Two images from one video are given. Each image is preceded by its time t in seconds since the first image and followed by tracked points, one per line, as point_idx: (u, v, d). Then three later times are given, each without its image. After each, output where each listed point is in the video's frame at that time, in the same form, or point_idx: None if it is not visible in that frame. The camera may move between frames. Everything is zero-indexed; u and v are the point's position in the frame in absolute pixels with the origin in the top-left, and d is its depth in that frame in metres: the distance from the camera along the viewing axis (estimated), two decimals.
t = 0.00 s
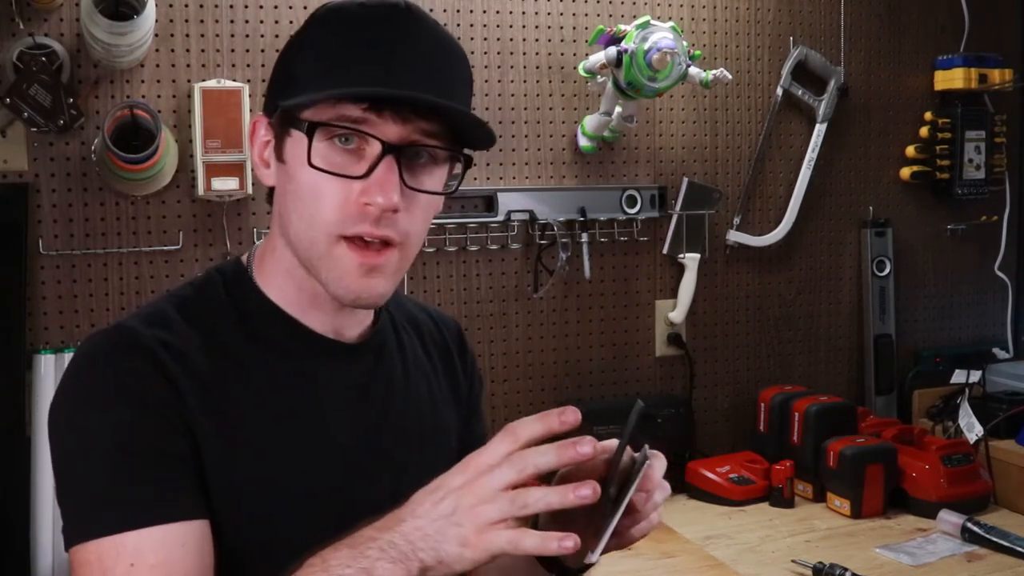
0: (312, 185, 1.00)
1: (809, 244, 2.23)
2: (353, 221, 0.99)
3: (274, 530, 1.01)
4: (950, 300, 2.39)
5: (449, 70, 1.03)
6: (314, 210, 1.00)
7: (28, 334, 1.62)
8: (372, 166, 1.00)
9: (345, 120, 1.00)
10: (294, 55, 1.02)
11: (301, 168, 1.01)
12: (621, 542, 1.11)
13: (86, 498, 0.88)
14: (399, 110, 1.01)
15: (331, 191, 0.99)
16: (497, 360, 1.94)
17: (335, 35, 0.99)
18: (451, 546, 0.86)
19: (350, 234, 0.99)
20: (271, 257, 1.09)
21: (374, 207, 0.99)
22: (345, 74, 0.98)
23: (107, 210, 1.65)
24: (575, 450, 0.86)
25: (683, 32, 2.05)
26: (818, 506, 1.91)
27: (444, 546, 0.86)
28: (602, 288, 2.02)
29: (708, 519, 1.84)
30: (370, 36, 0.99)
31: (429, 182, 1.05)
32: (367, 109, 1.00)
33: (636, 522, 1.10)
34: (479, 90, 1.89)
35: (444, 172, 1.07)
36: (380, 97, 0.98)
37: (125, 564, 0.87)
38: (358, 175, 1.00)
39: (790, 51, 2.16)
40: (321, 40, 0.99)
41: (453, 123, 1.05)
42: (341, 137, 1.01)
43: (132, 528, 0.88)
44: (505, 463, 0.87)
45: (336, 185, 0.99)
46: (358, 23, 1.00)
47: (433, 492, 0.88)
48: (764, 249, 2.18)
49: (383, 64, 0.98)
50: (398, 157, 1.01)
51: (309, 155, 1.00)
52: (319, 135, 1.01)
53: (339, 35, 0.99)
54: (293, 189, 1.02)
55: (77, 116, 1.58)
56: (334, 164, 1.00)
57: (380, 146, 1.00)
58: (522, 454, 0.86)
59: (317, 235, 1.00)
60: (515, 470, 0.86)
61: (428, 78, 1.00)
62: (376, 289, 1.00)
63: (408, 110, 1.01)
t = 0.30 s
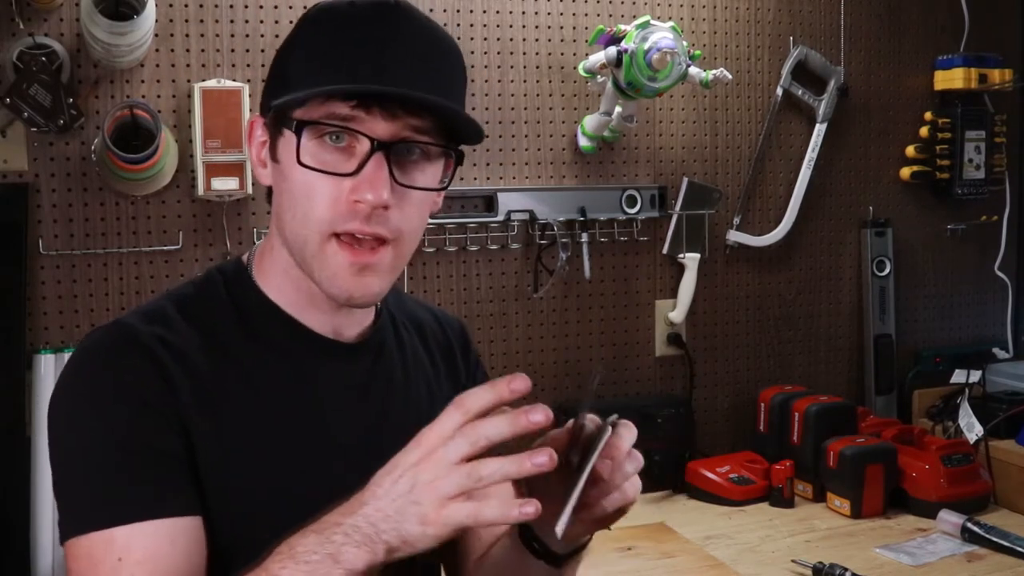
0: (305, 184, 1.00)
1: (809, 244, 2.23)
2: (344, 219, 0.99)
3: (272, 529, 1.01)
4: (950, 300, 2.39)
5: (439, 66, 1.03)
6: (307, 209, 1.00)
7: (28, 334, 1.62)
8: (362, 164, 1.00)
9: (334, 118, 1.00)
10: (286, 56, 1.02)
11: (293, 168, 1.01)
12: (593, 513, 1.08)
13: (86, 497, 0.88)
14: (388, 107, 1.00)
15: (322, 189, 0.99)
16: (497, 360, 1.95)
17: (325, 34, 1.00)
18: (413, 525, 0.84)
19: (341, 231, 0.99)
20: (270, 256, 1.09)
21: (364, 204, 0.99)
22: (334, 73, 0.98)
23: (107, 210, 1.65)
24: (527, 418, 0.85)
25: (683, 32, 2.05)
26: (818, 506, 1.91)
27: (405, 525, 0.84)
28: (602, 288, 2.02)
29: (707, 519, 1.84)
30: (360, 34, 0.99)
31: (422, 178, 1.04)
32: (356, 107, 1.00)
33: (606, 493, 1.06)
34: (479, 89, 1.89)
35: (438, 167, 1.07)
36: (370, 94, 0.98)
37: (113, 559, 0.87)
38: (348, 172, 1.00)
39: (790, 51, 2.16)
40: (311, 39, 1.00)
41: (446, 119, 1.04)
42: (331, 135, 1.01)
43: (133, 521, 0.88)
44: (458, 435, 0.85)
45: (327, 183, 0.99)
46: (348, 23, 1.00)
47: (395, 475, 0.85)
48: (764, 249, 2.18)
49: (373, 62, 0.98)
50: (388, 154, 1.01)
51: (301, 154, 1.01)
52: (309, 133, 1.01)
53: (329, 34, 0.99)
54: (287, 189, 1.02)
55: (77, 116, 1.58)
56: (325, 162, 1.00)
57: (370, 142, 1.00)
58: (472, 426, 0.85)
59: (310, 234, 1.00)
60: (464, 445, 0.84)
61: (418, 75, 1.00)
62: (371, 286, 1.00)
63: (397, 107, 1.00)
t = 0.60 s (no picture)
0: (310, 187, 1.00)
1: (809, 244, 2.23)
2: (350, 224, 0.99)
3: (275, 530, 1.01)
4: (950, 300, 2.39)
5: (441, 67, 1.03)
6: (313, 213, 1.00)
7: (28, 334, 1.62)
8: (367, 167, 1.00)
9: (338, 121, 1.00)
10: (287, 57, 1.02)
11: (298, 172, 1.01)
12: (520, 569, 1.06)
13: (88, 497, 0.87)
14: (391, 111, 1.00)
15: (327, 194, 0.99)
16: (497, 360, 1.94)
17: (327, 35, 0.99)
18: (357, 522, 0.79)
19: (347, 236, 0.99)
20: (277, 256, 1.09)
21: (369, 209, 0.99)
22: (336, 76, 0.98)
23: (107, 210, 1.65)
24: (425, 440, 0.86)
25: (683, 32, 2.05)
26: (818, 506, 1.91)
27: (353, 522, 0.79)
28: (602, 288, 2.02)
29: (708, 519, 1.84)
30: (361, 36, 0.99)
31: (426, 180, 1.04)
32: (359, 111, 1.00)
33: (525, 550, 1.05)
34: (479, 89, 1.89)
35: (442, 169, 1.07)
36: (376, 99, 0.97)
37: (98, 562, 0.87)
38: (353, 176, 1.00)
39: (790, 51, 2.16)
40: (312, 41, 1.00)
41: (448, 122, 1.04)
42: (336, 140, 1.01)
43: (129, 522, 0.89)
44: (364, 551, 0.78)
45: (332, 187, 0.99)
46: (347, 23, 1.00)
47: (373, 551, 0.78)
48: (764, 249, 2.18)
49: (376, 65, 0.98)
50: (392, 157, 1.01)
51: (305, 159, 1.01)
52: (314, 137, 1.01)
53: (331, 36, 0.99)
54: (292, 192, 1.02)
55: (77, 116, 1.58)
56: (330, 167, 1.00)
57: (374, 147, 1.00)
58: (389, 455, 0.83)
59: (316, 237, 1.00)
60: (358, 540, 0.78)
61: (418, 77, 1.00)
62: (376, 286, 1.01)
63: (400, 111, 1.00)
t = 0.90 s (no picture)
0: (307, 180, 1.01)
1: (809, 244, 2.23)
2: (346, 213, 0.99)
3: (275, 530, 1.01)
4: (950, 300, 2.39)
5: (436, 57, 1.02)
6: (310, 206, 1.01)
7: (28, 334, 1.63)
8: (360, 158, 1.00)
9: (331, 114, 1.01)
10: (286, 58, 1.01)
11: (295, 166, 1.02)
12: None
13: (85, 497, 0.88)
14: (383, 100, 1.01)
15: (323, 186, 1.00)
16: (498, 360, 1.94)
17: (322, 34, 0.99)
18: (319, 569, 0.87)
19: (344, 226, 1.00)
20: (286, 255, 1.08)
21: (364, 198, 0.99)
22: (331, 71, 0.98)
23: (107, 210, 1.65)
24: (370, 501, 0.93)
25: (683, 32, 2.05)
26: (818, 506, 1.91)
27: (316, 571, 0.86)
28: (602, 288, 2.02)
29: (708, 519, 1.84)
30: (355, 33, 0.98)
31: (424, 168, 1.04)
32: (350, 101, 1.00)
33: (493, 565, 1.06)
34: (479, 89, 1.89)
35: (442, 157, 1.07)
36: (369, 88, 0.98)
37: (58, 548, 0.91)
38: (347, 167, 1.01)
39: (790, 51, 2.16)
40: (307, 40, 0.99)
41: (444, 109, 1.04)
42: (331, 132, 1.01)
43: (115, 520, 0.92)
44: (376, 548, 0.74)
45: (327, 178, 1.00)
46: (337, 22, 0.99)
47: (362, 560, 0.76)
48: (764, 249, 2.18)
49: (369, 57, 0.98)
50: (386, 146, 1.01)
51: (301, 153, 1.01)
52: (310, 132, 1.01)
53: (326, 35, 0.98)
54: (290, 187, 1.03)
55: (76, 116, 1.58)
56: (326, 159, 1.01)
57: (367, 137, 1.01)
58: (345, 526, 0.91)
59: (314, 230, 1.01)
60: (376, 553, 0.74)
61: (414, 68, 1.00)
62: (378, 275, 1.00)
63: (391, 100, 1.01)
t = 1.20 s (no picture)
0: (302, 186, 1.01)
1: (809, 244, 2.23)
2: (343, 220, 0.99)
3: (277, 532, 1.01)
4: (950, 300, 2.39)
5: (433, 58, 1.02)
6: (307, 212, 1.01)
7: (28, 334, 1.62)
8: (355, 164, 1.00)
9: (325, 120, 1.01)
10: (282, 57, 1.01)
11: (291, 172, 1.02)
12: None
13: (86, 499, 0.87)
14: (376, 105, 1.00)
15: (319, 192, 1.00)
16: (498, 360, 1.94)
17: (317, 34, 0.99)
18: None
19: (340, 232, 1.00)
20: (289, 257, 1.08)
21: (360, 204, 0.99)
22: (328, 73, 0.97)
23: (107, 210, 1.65)
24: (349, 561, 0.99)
25: (683, 32, 2.05)
26: (818, 506, 1.91)
27: None
28: (602, 288, 2.02)
29: (708, 519, 1.84)
30: (351, 34, 0.98)
31: (421, 171, 1.04)
32: (343, 108, 1.00)
33: None
34: (479, 90, 1.89)
35: (439, 158, 1.06)
36: (364, 96, 0.98)
37: (49, 538, 0.95)
38: (343, 173, 1.01)
39: (790, 51, 2.16)
40: (303, 43, 0.99)
41: (439, 112, 1.03)
42: (325, 138, 1.02)
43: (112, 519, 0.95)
44: None
45: (323, 184, 1.00)
46: (335, 21, 0.99)
47: None
48: (764, 249, 2.18)
49: (363, 59, 0.97)
50: (381, 151, 1.01)
51: (297, 160, 1.02)
52: (304, 139, 1.02)
53: (322, 37, 0.98)
54: (287, 192, 1.03)
55: (76, 116, 1.58)
56: (322, 165, 1.01)
57: (361, 143, 1.01)
58: None
59: (311, 235, 1.01)
60: None
61: (412, 69, 1.00)
62: (376, 277, 1.01)
63: (384, 105, 1.00)
